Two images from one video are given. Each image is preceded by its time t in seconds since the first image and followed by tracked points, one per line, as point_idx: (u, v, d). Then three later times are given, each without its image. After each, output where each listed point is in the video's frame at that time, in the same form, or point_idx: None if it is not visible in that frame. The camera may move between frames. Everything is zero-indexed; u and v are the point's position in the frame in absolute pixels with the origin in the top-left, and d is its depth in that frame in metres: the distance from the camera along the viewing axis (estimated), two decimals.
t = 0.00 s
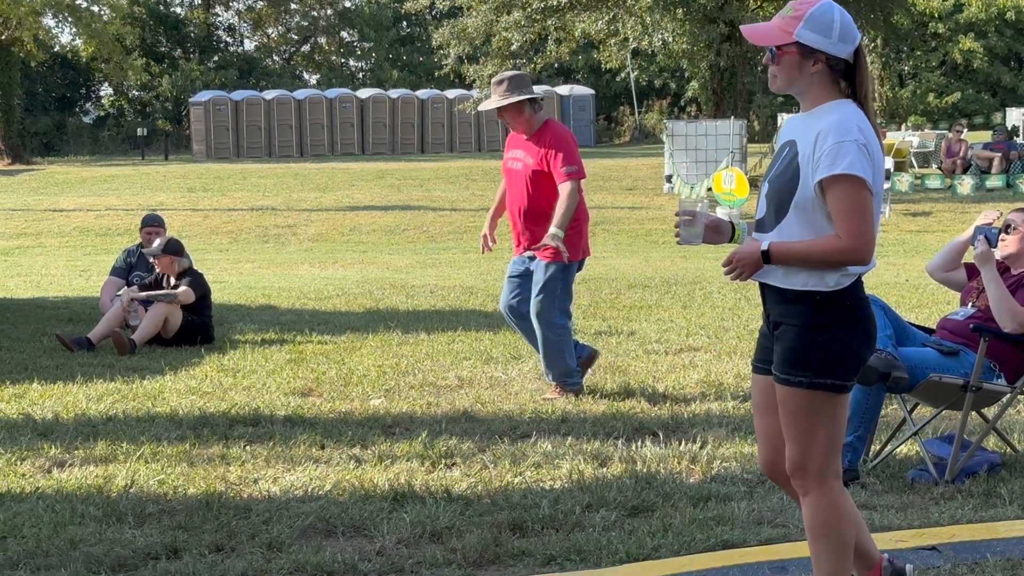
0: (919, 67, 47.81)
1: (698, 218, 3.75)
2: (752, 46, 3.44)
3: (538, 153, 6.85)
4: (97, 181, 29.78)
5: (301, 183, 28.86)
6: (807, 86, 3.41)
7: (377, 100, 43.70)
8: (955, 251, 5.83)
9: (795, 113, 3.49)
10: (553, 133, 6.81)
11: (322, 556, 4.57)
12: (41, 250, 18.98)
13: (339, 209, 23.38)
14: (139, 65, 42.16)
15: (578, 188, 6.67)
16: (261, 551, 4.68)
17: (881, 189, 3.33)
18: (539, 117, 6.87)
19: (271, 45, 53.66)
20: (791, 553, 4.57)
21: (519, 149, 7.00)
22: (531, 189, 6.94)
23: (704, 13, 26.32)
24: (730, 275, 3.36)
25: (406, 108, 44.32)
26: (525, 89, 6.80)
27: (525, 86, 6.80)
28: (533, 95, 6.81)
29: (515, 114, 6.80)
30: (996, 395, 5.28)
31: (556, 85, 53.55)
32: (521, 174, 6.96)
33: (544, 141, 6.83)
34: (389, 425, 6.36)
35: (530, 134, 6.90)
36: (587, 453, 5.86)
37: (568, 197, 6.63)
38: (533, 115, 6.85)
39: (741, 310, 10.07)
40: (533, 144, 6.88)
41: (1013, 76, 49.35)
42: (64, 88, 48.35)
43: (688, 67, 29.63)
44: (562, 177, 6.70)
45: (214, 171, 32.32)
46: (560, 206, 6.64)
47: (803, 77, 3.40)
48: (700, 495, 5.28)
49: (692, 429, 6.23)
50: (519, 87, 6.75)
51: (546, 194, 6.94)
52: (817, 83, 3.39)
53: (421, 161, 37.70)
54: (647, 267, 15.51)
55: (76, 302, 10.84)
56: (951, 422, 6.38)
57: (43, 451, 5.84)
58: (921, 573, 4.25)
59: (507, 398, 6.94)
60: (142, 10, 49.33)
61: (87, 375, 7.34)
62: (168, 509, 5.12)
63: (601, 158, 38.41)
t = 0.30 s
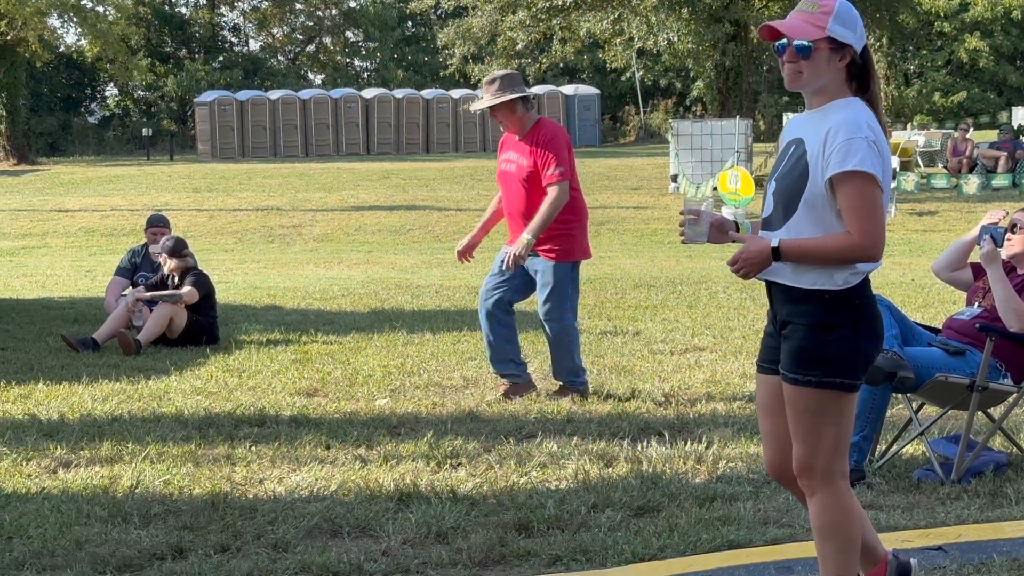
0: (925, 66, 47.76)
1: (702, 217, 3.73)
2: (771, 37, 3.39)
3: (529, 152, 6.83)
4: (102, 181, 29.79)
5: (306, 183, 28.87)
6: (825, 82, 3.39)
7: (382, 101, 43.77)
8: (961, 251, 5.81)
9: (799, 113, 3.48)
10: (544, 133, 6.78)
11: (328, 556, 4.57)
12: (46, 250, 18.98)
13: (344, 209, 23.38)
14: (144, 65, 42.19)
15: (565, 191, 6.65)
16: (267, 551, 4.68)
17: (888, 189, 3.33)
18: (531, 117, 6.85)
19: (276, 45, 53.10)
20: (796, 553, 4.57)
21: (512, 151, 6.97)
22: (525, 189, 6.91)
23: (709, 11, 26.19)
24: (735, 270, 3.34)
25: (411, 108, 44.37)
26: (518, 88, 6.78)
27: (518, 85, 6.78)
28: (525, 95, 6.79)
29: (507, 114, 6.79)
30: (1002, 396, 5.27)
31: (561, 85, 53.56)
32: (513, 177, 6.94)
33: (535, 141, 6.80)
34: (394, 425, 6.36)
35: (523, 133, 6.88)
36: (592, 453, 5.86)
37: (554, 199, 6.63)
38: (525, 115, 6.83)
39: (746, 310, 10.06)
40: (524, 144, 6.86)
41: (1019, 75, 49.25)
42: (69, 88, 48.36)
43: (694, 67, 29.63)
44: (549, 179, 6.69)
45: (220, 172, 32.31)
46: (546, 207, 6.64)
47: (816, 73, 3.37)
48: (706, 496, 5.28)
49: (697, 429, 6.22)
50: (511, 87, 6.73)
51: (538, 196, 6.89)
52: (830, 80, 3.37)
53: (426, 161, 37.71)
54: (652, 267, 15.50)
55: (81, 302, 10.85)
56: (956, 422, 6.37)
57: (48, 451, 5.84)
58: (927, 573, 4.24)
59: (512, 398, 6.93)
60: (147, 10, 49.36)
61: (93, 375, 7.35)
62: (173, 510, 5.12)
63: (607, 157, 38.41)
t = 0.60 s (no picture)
0: (930, 66, 47.72)
1: (712, 218, 3.72)
2: (789, 39, 3.41)
3: (526, 147, 6.83)
4: (106, 182, 29.79)
5: (310, 183, 28.85)
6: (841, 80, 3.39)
7: (387, 101, 43.83)
8: (966, 251, 5.80)
9: (811, 113, 3.48)
10: (539, 125, 6.81)
11: (333, 557, 4.57)
12: (51, 250, 18.98)
13: (349, 209, 23.37)
14: (149, 66, 42.21)
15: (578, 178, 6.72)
16: (271, 551, 4.68)
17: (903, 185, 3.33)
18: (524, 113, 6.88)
19: (281, 46, 53.31)
20: (801, 553, 4.57)
21: (506, 147, 6.95)
22: (524, 181, 6.86)
23: (714, 12, 26.53)
24: (745, 266, 3.32)
25: (416, 108, 44.39)
26: (512, 84, 6.81)
27: (509, 81, 6.80)
28: (519, 91, 6.82)
29: (502, 109, 6.80)
30: (1008, 395, 5.27)
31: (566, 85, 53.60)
32: (510, 170, 6.89)
33: (532, 135, 6.82)
34: (399, 425, 6.36)
35: (517, 128, 6.88)
36: (597, 453, 5.86)
37: (565, 189, 6.65)
38: (518, 110, 6.86)
39: (751, 310, 10.06)
40: (519, 140, 6.86)
41: None
42: (74, 88, 48.35)
43: (698, 67, 29.61)
44: (559, 169, 6.73)
45: (225, 172, 32.27)
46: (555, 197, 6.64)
47: (831, 72, 3.37)
48: (711, 496, 5.28)
49: (702, 429, 6.22)
50: (504, 83, 6.76)
51: (537, 188, 6.87)
52: (847, 80, 3.37)
53: (431, 161, 37.72)
54: (657, 267, 15.51)
55: (86, 303, 10.85)
56: (961, 422, 6.37)
57: (54, 452, 5.84)
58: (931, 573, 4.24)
59: (516, 398, 6.93)
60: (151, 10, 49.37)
61: (97, 375, 7.35)
62: (178, 510, 5.13)
63: (612, 157, 38.43)
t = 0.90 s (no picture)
0: (937, 66, 47.70)
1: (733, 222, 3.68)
2: (809, 38, 3.40)
3: (529, 146, 6.83)
4: (114, 183, 29.82)
5: (317, 184, 28.88)
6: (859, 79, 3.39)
7: (393, 102, 43.82)
8: (974, 252, 5.79)
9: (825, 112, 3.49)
10: (541, 125, 6.82)
11: (340, 558, 4.58)
12: (58, 252, 19.01)
13: (355, 211, 23.40)
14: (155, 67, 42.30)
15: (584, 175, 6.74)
16: (279, 552, 4.68)
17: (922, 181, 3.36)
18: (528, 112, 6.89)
19: (287, 47, 53.89)
20: (808, 554, 4.56)
21: (508, 146, 6.94)
22: (525, 180, 6.85)
23: (720, 12, 26.48)
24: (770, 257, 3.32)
25: (422, 109, 44.49)
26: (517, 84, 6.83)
27: (511, 82, 6.80)
28: (520, 90, 6.82)
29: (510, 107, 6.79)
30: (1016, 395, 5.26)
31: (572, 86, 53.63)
32: (511, 169, 6.88)
33: (534, 134, 6.82)
34: (406, 426, 6.37)
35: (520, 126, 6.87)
36: (604, 454, 5.86)
37: (572, 185, 6.63)
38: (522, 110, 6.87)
39: (758, 311, 10.06)
40: (522, 139, 6.86)
41: None
42: (81, 90, 48.27)
43: (705, 67, 29.66)
44: (563, 166, 6.72)
45: (231, 173, 32.31)
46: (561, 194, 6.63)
47: (848, 71, 3.36)
48: (718, 497, 5.28)
49: (709, 430, 6.22)
50: (506, 83, 6.76)
51: (540, 187, 6.86)
52: (864, 81, 3.38)
53: (438, 162, 37.75)
54: (664, 268, 15.53)
55: (93, 304, 10.86)
56: (968, 423, 6.37)
57: (61, 453, 5.85)
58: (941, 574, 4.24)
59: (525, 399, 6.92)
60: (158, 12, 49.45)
61: (105, 377, 7.36)
62: (185, 511, 5.13)
63: (620, 158, 38.44)
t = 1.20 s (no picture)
0: (942, 68, 47.68)
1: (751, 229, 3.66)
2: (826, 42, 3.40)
3: (527, 151, 6.84)
4: (120, 185, 29.86)
5: (322, 187, 28.89)
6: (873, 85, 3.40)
7: (399, 104, 43.83)
8: (980, 255, 5.79)
9: (837, 114, 3.50)
10: (541, 131, 6.81)
11: (346, 561, 4.58)
12: (64, 254, 19.03)
13: (361, 213, 23.42)
14: (161, 70, 42.36)
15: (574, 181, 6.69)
16: (284, 555, 4.68)
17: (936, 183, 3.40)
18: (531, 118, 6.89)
19: (293, 49, 53.64)
20: (813, 557, 4.56)
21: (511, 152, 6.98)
22: (524, 185, 6.86)
23: (726, 15, 26.35)
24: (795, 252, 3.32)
25: (427, 111, 44.58)
26: (519, 89, 6.82)
27: (515, 87, 6.81)
28: (524, 96, 6.82)
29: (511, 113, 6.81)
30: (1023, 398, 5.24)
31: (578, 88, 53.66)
32: (510, 174, 6.92)
33: (533, 140, 6.82)
34: (411, 428, 6.37)
35: (521, 132, 6.90)
36: (609, 456, 5.86)
37: (552, 192, 6.59)
38: (526, 116, 6.87)
39: (764, 313, 10.06)
40: (521, 144, 6.87)
41: None
42: (87, 92, 48.40)
43: (710, 70, 29.71)
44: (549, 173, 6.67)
45: (237, 176, 32.36)
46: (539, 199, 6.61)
47: (862, 72, 3.37)
48: (723, 499, 5.27)
49: (714, 432, 6.22)
50: (509, 88, 6.77)
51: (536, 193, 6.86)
52: (878, 85, 3.38)
53: (444, 164, 37.76)
54: (670, 271, 15.53)
55: (99, 306, 10.88)
56: (974, 426, 6.36)
57: (66, 455, 5.85)
58: None
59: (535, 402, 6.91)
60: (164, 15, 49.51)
61: (110, 379, 7.36)
62: (191, 513, 5.13)
63: (625, 161, 38.48)
